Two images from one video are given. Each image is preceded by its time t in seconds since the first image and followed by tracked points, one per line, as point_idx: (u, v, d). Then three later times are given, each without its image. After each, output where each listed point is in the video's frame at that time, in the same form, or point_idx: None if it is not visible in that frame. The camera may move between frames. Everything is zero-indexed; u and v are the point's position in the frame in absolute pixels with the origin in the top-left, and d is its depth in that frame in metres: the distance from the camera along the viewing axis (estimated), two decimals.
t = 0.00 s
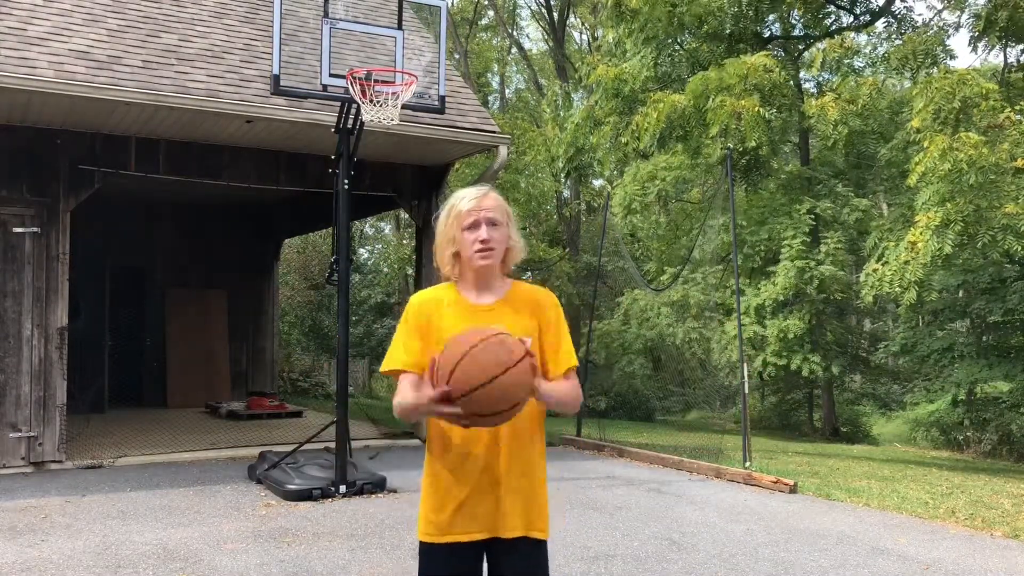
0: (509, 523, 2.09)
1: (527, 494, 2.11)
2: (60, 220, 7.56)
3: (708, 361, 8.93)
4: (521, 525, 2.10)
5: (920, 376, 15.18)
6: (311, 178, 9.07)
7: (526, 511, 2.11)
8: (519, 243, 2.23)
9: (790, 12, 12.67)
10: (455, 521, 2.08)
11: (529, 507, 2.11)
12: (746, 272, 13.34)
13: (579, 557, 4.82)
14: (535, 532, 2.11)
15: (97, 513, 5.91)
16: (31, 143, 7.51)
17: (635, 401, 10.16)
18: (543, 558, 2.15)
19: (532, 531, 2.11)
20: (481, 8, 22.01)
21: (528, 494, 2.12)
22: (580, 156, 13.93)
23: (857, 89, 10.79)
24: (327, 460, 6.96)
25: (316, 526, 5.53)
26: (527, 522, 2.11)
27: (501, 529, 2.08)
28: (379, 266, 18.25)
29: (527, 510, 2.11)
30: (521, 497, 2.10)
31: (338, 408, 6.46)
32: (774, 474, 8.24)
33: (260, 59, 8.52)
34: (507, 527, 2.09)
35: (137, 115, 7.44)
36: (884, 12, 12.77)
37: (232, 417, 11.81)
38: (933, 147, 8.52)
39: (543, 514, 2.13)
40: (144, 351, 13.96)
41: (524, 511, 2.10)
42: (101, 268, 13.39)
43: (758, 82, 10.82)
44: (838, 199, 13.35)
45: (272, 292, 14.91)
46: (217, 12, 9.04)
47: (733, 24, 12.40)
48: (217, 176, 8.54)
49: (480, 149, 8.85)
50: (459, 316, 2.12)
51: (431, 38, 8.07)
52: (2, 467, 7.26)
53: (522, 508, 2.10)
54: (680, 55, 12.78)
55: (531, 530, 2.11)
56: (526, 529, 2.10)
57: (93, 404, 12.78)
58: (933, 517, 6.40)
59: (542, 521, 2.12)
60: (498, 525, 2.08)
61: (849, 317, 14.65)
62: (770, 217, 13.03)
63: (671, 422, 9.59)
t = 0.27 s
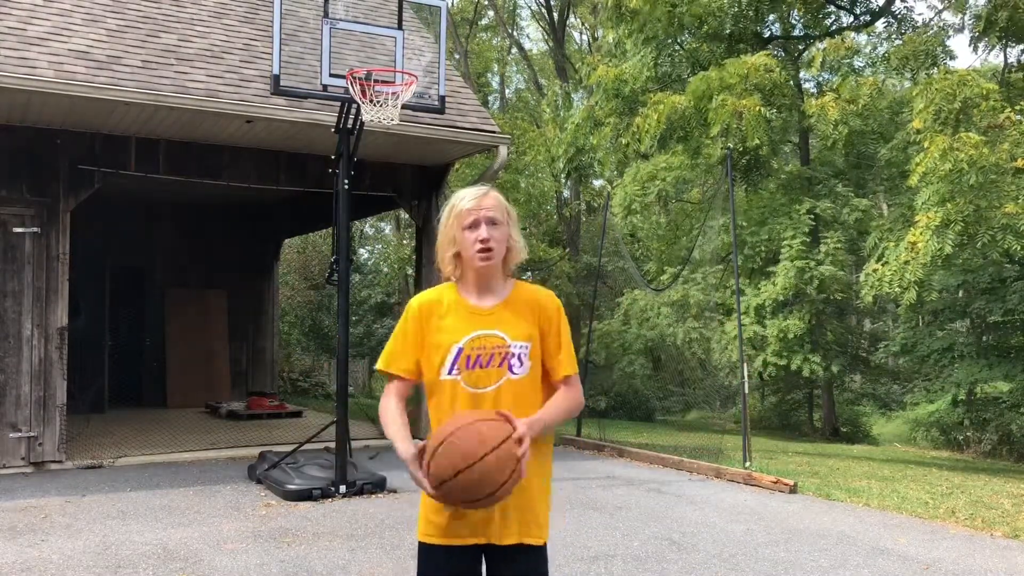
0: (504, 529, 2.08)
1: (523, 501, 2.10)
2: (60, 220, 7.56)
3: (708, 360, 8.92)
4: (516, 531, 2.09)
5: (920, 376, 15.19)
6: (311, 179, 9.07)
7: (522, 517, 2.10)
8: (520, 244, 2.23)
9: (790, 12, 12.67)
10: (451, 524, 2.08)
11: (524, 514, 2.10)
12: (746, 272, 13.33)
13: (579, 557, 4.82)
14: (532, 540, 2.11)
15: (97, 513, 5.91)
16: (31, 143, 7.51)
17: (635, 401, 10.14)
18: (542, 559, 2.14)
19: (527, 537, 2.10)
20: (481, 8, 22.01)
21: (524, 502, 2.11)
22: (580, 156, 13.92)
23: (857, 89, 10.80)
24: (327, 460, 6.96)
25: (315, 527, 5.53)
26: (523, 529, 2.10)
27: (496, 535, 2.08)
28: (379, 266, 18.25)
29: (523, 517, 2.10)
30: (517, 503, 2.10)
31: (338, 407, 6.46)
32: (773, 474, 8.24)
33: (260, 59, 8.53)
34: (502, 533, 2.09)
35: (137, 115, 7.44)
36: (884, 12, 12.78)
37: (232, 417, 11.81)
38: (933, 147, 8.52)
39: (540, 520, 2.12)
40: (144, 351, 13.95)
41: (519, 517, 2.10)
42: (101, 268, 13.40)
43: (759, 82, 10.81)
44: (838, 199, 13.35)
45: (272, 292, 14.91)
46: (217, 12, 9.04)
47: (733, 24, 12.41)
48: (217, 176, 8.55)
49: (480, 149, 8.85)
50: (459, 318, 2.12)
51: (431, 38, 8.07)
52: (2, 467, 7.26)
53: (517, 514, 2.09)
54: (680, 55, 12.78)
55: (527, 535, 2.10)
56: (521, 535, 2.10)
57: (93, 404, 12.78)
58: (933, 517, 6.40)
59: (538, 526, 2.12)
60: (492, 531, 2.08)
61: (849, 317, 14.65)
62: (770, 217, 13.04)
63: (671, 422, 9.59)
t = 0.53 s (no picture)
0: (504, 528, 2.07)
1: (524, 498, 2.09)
2: (60, 220, 7.56)
3: (708, 360, 8.92)
4: (517, 530, 2.07)
5: (920, 376, 15.19)
6: (311, 179, 9.07)
7: (522, 515, 2.08)
8: (519, 242, 2.22)
9: (790, 12, 12.67)
10: (453, 523, 2.08)
11: (526, 513, 2.09)
12: (745, 272, 13.33)
13: (579, 556, 4.82)
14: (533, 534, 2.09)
15: (97, 513, 5.91)
16: (31, 143, 7.51)
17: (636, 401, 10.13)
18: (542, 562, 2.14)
19: (528, 536, 2.08)
20: (481, 8, 22.02)
21: (523, 498, 2.09)
22: (579, 156, 13.92)
23: (858, 89, 10.81)
24: (327, 460, 6.96)
25: (316, 527, 5.53)
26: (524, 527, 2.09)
27: (495, 534, 2.06)
28: (379, 266, 18.25)
29: (524, 515, 2.09)
30: (517, 501, 2.08)
31: (338, 407, 6.46)
32: (774, 474, 8.24)
33: (260, 59, 8.52)
34: (501, 532, 2.07)
35: (137, 115, 7.44)
36: (884, 11, 12.79)
37: (231, 417, 11.81)
38: (933, 147, 8.52)
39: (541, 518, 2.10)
40: (144, 351, 13.95)
41: (520, 515, 2.08)
42: (101, 268, 13.40)
43: (759, 82, 10.82)
44: (838, 199, 13.35)
45: (272, 292, 14.91)
46: (217, 12, 9.04)
47: (732, 25, 12.41)
48: (217, 176, 8.55)
49: (480, 149, 8.84)
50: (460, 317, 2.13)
51: (431, 38, 8.06)
52: (2, 467, 7.26)
53: (518, 512, 2.08)
54: (680, 55, 12.78)
55: (527, 533, 2.08)
56: (522, 534, 2.08)
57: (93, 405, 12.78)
58: (933, 517, 6.40)
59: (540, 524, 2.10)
60: (492, 529, 2.07)
61: (849, 317, 14.66)
62: (770, 217, 13.04)
63: (671, 422, 9.59)
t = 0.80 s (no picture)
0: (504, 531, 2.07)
1: (523, 501, 2.09)
2: (60, 220, 7.56)
3: (708, 361, 8.91)
4: (516, 533, 2.07)
5: (920, 376, 15.18)
6: (311, 179, 9.08)
7: (522, 518, 2.08)
8: (518, 243, 2.23)
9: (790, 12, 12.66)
10: (452, 525, 2.09)
11: (525, 516, 2.08)
12: (745, 272, 13.33)
13: (579, 556, 4.82)
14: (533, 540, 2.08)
15: (97, 513, 5.91)
16: (31, 143, 7.51)
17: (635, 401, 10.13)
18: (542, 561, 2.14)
19: (527, 538, 2.08)
20: (481, 8, 22.04)
21: (522, 501, 2.08)
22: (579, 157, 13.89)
23: (859, 89, 10.80)
24: (327, 460, 6.96)
25: (316, 526, 5.53)
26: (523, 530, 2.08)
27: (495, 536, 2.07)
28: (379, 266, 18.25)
29: (524, 518, 2.08)
30: (516, 506, 2.08)
31: (338, 408, 6.46)
32: (773, 474, 8.24)
33: (260, 59, 8.53)
34: (501, 533, 2.07)
35: (137, 115, 7.44)
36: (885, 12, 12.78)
37: (232, 417, 11.81)
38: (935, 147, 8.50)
39: (541, 521, 2.10)
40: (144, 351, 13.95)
41: (519, 519, 2.08)
42: (101, 268, 13.40)
43: (759, 82, 10.81)
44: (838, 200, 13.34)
45: (272, 292, 14.91)
46: (217, 12, 9.04)
47: (733, 25, 12.41)
48: (218, 176, 8.56)
49: (480, 149, 8.85)
50: (458, 318, 2.12)
51: (431, 38, 8.06)
52: (2, 467, 7.25)
53: (517, 515, 2.08)
54: (681, 55, 12.76)
55: (526, 536, 2.08)
56: (521, 537, 2.08)
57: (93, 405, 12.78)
58: (934, 517, 6.40)
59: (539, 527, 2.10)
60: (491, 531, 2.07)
61: (849, 317, 14.65)
62: (770, 218, 13.01)
63: (671, 422, 9.59)
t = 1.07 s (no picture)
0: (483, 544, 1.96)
1: (505, 514, 1.97)
2: (60, 220, 7.56)
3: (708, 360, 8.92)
4: (496, 548, 1.96)
5: (920, 376, 15.19)
6: (311, 179, 9.08)
7: (503, 532, 1.97)
8: (514, 241, 2.17)
9: (791, 11, 12.68)
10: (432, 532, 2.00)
11: (508, 530, 1.97)
12: (746, 272, 13.34)
13: (579, 557, 4.82)
14: (520, 558, 1.97)
15: (97, 513, 5.91)
16: (31, 143, 7.50)
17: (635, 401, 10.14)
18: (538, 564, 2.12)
19: (508, 553, 1.96)
20: (482, 8, 22.05)
21: (505, 514, 1.97)
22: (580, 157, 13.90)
23: (860, 89, 10.80)
24: (327, 460, 6.96)
25: (316, 526, 5.53)
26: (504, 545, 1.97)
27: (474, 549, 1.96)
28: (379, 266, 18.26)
29: (507, 532, 1.97)
30: (498, 519, 1.97)
31: (338, 408, 6.46)
32: (774, 474, 8.24)
33: (260, 59, 8.52)
34: (480, 545, 1.96)
35: (137, 115, 7.43)
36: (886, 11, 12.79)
37: (232, 417, 11.82)
38: (939, 146, 8.50)
39: (525, 536, 1.98)
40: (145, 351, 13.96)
41: (499, 534, 1.97)
42: (101, 268, 13.38)
43: (760, 81, 10.82)
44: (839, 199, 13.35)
45: (272, 292, 14.91)
46: (217, 12, 9.04)
47: (734, 24, 12.42)
48: (217, 176, 8.56)
49: (480, 150, 8.84)
50: (448, 317, 2.05)
51: (431, 39, 8.06)
52: (1, 467, 7.26)
53: (497, 529, 1.97)
54: (682, 54, 12.77)
55: (508, 551, 1.97)
56: (501, 551, 1.96)
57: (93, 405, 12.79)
58: (934, 517, 6.40)
59: (523, 543, 1.98)
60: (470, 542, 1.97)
61: (850, 317, 14.66)
62: (771, 217, 13.01)
63: (672, 421, 9.60)
